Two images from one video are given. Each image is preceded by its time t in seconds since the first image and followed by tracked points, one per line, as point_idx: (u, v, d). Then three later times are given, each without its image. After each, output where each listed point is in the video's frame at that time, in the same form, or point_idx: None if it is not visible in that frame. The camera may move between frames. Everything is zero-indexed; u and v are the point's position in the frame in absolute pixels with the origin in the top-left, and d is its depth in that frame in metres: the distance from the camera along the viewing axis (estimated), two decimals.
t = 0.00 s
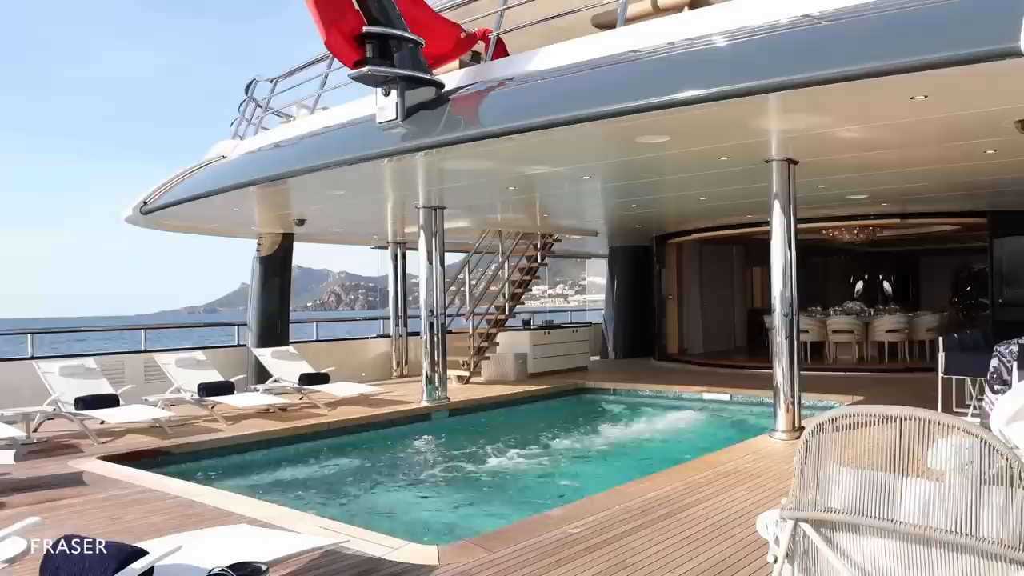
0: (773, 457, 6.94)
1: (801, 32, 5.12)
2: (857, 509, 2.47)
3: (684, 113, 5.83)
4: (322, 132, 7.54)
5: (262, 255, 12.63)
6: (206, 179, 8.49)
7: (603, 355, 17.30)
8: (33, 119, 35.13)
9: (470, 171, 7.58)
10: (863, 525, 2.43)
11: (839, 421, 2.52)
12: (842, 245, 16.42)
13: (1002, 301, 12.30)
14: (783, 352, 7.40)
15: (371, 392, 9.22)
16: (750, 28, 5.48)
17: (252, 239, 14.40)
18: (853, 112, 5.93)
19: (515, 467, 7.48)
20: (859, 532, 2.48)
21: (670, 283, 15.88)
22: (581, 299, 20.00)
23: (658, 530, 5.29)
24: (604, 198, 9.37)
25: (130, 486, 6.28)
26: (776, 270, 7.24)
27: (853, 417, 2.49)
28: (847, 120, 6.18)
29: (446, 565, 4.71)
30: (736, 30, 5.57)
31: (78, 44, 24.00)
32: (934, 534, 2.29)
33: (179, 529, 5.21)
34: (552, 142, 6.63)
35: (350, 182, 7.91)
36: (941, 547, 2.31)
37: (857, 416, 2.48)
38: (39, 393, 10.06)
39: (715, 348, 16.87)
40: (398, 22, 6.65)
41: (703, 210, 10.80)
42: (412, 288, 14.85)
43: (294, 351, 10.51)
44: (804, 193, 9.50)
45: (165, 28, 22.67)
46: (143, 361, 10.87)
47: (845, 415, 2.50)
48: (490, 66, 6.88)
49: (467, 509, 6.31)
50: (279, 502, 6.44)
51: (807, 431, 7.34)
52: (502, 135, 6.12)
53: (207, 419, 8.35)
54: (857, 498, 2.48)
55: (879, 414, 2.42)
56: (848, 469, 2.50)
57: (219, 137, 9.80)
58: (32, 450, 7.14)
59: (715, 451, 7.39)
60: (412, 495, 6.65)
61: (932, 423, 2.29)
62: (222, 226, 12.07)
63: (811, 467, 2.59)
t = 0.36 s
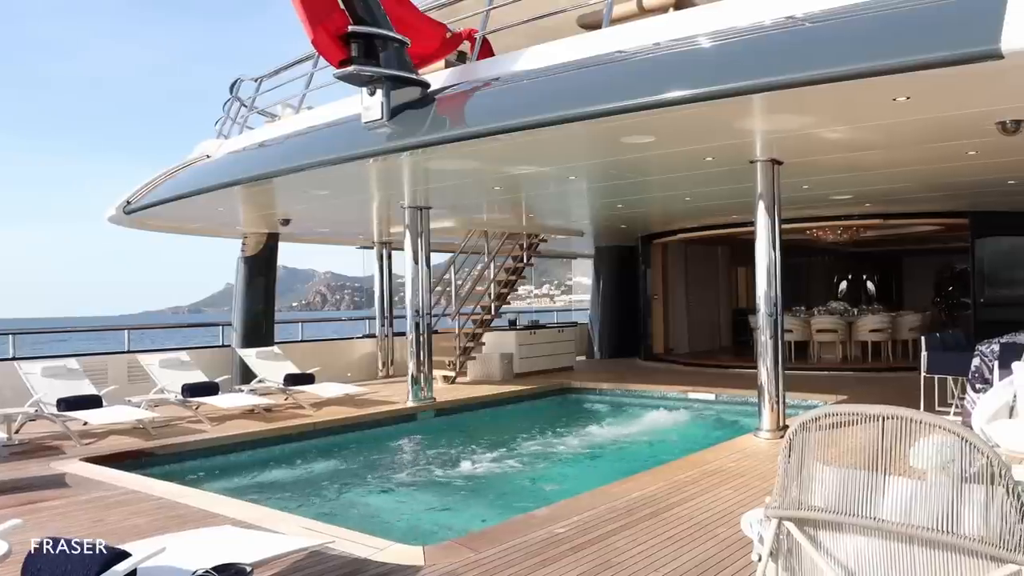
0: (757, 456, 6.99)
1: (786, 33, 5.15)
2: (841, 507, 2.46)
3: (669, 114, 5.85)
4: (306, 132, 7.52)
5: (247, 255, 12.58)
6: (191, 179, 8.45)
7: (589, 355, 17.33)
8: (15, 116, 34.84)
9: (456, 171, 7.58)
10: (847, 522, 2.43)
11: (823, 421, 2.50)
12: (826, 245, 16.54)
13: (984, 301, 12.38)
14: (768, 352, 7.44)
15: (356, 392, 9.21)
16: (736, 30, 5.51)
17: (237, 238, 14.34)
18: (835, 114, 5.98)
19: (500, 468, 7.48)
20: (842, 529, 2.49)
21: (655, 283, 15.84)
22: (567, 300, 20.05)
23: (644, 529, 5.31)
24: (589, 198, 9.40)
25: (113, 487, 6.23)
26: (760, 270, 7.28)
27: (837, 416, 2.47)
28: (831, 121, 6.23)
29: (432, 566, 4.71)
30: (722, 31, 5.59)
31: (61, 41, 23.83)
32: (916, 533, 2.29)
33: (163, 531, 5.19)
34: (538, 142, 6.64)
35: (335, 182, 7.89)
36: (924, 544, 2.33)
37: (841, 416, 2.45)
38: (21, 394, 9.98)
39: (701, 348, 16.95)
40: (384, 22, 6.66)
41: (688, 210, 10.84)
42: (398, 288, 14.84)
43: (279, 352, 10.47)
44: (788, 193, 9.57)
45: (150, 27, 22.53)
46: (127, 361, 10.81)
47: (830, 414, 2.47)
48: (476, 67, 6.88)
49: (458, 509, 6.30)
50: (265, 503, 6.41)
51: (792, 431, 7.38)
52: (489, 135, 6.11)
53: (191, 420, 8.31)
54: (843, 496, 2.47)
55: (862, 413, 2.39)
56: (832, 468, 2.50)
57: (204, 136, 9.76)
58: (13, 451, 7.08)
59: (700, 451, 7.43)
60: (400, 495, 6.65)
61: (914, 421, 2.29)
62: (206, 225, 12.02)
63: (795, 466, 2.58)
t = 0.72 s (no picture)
0: (740, 455, 7.03)
1: (770, 34, 5.17)
2: (823, 506, 2.43)
3: (653, 115, 5.87)
4: (290, 132, 7.49)
5: (230, 255, 12.52)
6: (172, 178, 8.40)
7: (574, 355, 17.36)
8: None
9: (441, 171, 7.57)
10: (828, 520, 2.40)
11: (804, 420, 2.46)
12: (809, 245, 16.66)
13: (964, 301, 12.51)
14: (751, 352, 7.47)
15: (340, 393, 9.18)
16: (719, 31, 5.54)
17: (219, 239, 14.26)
18: (816, 115, 6.03)
19: (484, 468, 7.47)
20: (823, 528, 2.46)
21: (639, 283, 15.91)
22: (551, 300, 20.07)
23: (627, 529, 5.33)
24: (573, 198, 9.42)
25: (95, 490, 6.18)
26: (743, 270, 7.32)
27: (817, 415, 2.44)
28: (812, 122, 6.28)
29: (417, 566, 4.70)
30: (705, 32, 5.63)
31: (42, 40, 23.66)
32: (897, 531, 2.27)
33: (145, 533, 5.15)
34: (522, 143, 6.64)
35: (319, 182, 7.88)
36: (904, 543, 2.31)
37: (822, 415, 2.42)
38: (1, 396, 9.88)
39: (686, 347, 17.02)
40: (368, 21, 6.65)
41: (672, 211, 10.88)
42: (382, 289, 14.81)
43: (262, 352, 10.42)
44: (770, 194, 9.62)
45: (131, 26, 22.37)
46: (108, 362, 10.73)
47: (810, 414, 2.45)
48: (460, 67, 6.88)
49: (443, 509, 6.29)
50: (247, 505, 6.36)
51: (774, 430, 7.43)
52: (473, 135, 6.10)
53: (174, 421, 8.26)
54: (825, 495, 2.44)
55: (845, 412, 2.36)
56: (814, 467, 2.45)
57: (186, 136, 9.71)
58: None
59: (684, 450, 7.46)
60: (387, 496, 6.65)
61: (895, 420, 2.27)
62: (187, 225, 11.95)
63: (778, 464, 2.52)
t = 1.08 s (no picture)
0: (722, 455, 7.07)
1: (754, 36, 5.19)
2: (804, 505, 2.41)
3: (636, 115, 5.89)
4: (273, 131, 7.45)
5: (212, 255, 12.44)
6: (154, 177, 8.34)
7: (558, 354, 17.38)
8: None
9: (424, 171, 7.55)
10: (810, 520, 2.38)
11: (786, 420, 2.44)
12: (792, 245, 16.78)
13: (944, 301, 12.62)
14: (733, 352, 7.52)
15: (323, 394, 9.14)
16: (702, 32, 5.57)
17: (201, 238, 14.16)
18: (797, 116, 6.07)
19: (468, 468, 7.46)
20: (805, 526, 2.44)
21: (623, 283, 15.96)
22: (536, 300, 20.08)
23: (610, 529, 5.35)
24: (556, 198, 9.43)
25: (75, 492, 6.12)
26: (726, 270, 7.36)
27: (798, 415, 2.42)
28: (794, 123, 6.32)
29: (400, 567, 4.69)
30: (688, 34, 5.65)
31: (19, 37, 23.39)
32: (877, 529, 2.26)
33: (126, 535, 5.10)
34: (506, 143, 6.64)
35: (301, 182, 7.85)
36: (884, 540, 2.30)
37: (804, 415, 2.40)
38: None
39: (670, 347, 17.08)
40: (351, 20, 6.63)
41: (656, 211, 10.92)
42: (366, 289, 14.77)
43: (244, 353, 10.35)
44: (752, 194, 9.68)
45: (112, 24, 22.18)
46: (88, 363, 10.64)
47: (792, 414, 2.42)
48: (444, 66, 6.87)
49: (427, 510, 6.28)
50: (230, 507, 6.32)
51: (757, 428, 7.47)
52: (457, 134, 6.08)
53: (155, 422, 8.20)
54: (806, 494, 2.41)
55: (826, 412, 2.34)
56: (795, 466, 2.43)
57: (167, 135, 9.64)
58: None
59: (667, 450, 7.49)
60: (371, 497, 6.61)
61: (875, 420, 2.27)
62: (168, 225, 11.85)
63: (760, 464, 2.49)
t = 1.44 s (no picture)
0: (707, 454, 7.10)
1: (738, 36, 5.21)
2: (787, 504, 2.42)
3: (621, 116, 5.89)
4: (257, 130, 7.42)
5: (196, 255, 12.36)
6: (136, 177, 8.28)
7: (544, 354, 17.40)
8: None
9: (409, 171, 7.54)
10: (792, 518, 2.40)
11: (770, 419, 2.45)
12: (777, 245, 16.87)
13: (926, 301, 12.69)
14: (718, 352, 7.56)
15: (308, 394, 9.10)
16: (687, 33, 5.59)
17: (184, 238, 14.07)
18: (779, 117, 6.11)
19: (453, 469, 7.46)
20: (788, 525, 2.45)
21: (608, 282, 16.00)
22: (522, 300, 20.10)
23: (595, 528, 5.36)
24: (542, 198, 9.44)
25: (57, 494, 6.07)
26: (711, 270, 7.39)
27: (782, 414, 2.43)
28: (778, 124, 6.35)
29: (385, 567, 4.69)
30: (673, 35, 5.67)
31: None
32: (860, 527, 2.28)
33: (109, 537, 5.07)
34: (491, 142, 6.63)
35: (285, 182, 7.82)
36: (866, 539, 2.32)
37: (787, 414, 2.41)
38: None
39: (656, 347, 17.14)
40: (336, 20, 6.61)
41: (641, 211, 10.96)
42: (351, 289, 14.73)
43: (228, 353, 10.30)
44: (736, 195, 9.72)
45: (95, 22, 21.98)
46: (70, 364, 10.55)
47: (776, 413, 2.44)
48: (430, 66, 6.85)
49: (412, 510, 6.27)
50: (214, 508, 6.29)
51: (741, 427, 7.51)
52: (442, 134, 6.07)
53: (138, 423, 8.14)
54: (788, 493, 2.43)
55: (809, 410, 2.35)
56: (778, 465, 2.44)
57: (150, 134, 9.57)
58: None
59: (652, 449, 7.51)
60: (357, 498, 6.59)
61: (855, 418, 2.29)
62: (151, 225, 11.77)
63: (744, 463, 2.51)
